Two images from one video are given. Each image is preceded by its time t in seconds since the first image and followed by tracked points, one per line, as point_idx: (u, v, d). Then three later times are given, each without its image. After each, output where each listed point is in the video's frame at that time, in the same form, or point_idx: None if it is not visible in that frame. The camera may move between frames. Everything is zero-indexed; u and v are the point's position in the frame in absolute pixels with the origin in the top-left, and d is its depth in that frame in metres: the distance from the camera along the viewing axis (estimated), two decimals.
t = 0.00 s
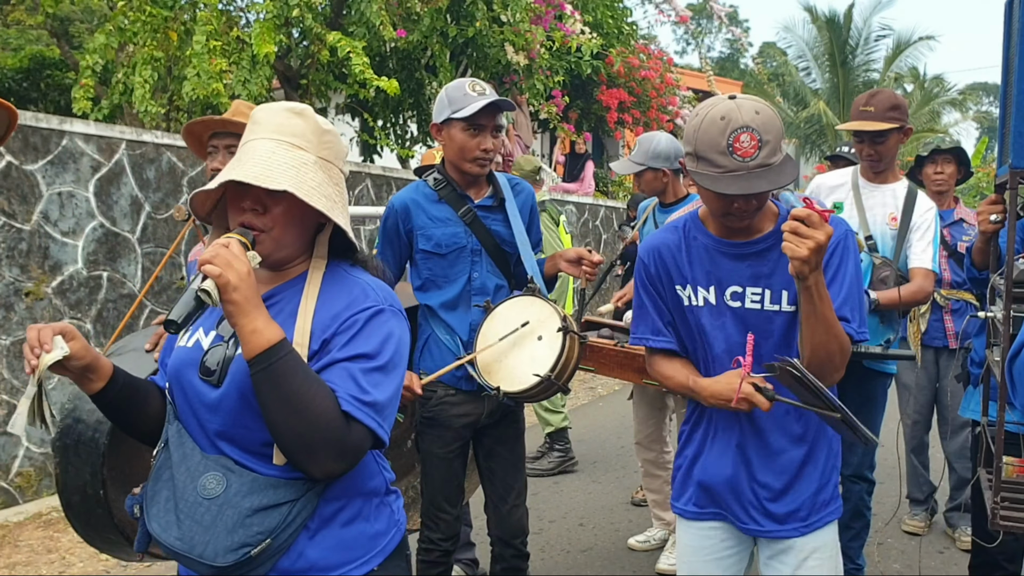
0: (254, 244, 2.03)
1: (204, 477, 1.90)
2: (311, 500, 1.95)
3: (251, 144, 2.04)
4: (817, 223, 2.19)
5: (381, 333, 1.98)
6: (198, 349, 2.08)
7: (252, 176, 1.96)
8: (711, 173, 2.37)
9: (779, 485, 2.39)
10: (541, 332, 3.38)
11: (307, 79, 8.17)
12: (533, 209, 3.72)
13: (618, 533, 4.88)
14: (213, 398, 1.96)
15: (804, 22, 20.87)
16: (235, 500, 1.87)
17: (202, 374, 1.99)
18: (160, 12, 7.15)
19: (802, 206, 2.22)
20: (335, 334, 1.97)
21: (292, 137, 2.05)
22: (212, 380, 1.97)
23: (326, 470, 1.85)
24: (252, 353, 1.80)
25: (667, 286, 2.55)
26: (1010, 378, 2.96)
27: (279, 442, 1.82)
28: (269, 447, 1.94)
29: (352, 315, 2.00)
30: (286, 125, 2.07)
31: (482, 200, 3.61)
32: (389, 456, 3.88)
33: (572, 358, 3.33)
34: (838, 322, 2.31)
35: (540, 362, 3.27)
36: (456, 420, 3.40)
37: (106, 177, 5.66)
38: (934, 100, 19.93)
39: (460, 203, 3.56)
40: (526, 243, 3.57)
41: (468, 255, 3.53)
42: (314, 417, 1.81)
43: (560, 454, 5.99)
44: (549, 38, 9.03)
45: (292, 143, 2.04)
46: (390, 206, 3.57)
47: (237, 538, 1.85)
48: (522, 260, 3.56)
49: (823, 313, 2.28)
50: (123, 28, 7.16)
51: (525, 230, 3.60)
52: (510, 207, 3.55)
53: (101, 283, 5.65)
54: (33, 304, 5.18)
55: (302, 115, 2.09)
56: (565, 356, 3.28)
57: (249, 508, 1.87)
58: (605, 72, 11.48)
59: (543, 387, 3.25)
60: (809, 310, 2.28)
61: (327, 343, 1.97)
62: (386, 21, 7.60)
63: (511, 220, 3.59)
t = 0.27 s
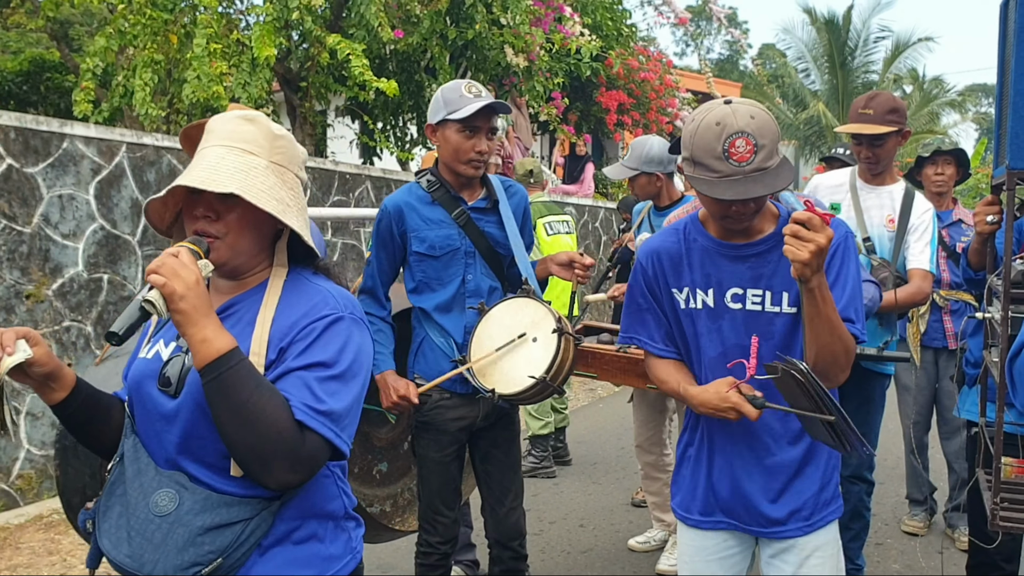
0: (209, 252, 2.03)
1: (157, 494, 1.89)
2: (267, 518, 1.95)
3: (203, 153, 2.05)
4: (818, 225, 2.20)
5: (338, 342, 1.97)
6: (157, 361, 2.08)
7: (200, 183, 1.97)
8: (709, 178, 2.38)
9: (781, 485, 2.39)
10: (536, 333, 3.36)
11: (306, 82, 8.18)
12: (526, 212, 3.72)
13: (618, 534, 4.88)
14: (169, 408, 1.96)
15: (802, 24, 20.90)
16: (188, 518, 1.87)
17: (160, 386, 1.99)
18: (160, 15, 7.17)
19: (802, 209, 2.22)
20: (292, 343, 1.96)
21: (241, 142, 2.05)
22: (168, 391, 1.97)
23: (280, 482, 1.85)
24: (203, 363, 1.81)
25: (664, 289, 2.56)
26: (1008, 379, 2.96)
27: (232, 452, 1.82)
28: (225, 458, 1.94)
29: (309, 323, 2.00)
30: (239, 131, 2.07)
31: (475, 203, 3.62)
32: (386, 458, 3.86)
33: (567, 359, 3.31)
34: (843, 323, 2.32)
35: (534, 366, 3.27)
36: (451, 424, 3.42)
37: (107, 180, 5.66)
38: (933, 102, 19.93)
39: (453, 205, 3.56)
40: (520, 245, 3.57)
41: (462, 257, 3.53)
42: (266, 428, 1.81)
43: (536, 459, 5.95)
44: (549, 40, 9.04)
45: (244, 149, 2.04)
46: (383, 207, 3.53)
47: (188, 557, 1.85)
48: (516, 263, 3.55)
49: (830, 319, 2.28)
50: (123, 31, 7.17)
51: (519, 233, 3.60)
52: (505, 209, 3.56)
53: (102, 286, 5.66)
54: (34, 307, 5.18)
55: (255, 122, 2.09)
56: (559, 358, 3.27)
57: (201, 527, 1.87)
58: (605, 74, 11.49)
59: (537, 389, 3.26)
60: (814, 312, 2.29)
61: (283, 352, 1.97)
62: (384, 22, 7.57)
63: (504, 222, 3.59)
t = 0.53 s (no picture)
0: (177, 241, 2.01)
1: (111, 506, 1.84)
2: (229, 530, 1.89)
3: (169, 142, 2.05)
4: (810, 233, 2.20)
5: (298, 329, 1.93)
6: (117, 362, 2.06)
7: (166, 167, 1.96)
8: (708, 173, 2.36)
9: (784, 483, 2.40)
10: (529, 334, 3.34)
11: (307, 83, 8.19)
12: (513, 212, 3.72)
13: (620, 533, 4.88)
14: (127, 410, 1.93)
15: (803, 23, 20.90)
16: (142, 530, 1.81)
17: (118, 387, 1.96)
18: (161, 17, 7.19)
19: (794, 217, 2.22)
20: (250, 331, 1.92)
21: (207, 131, 2.05)
22: (127, 392, 1.95)
23: (235, 472, 1.79)
24: (158, 343, 1.78)
25: (658, 298, 2.59)
26: (1008, 379, 2.95)
27: (188, 443, 1.77)
28: (185, 460, 1.89)
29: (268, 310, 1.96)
30: (204, 120, 2.08)
31: (464, 202, 3.61)
32: (386, 459, 3.87)
33: (561, 359, 3.30)
34: (838, 325, 2.31)
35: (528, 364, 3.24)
36: (445, 426, 3.42)
37: (108, 183, 5.67)
38: (934, 101, 19.91)
39: (443, 204, 3.57)
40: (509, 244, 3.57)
41: (451, 257, 3.53)
42: (222, 416, 1.75)
43: (539, 461, 5.95)
44: (549, 41, 9.05)
45: (209, 136, 2.05)
46: (370, 208, 3.55)
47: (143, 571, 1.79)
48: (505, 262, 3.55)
49: (823, 320, 2.28)
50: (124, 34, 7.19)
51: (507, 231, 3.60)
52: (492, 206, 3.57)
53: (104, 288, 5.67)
54: (36, 310, 5.19)
55: (220, 111, 2.10)
56: (553, 359, 3.24)
57: (155, 539, 1.81)
58: (606, 75, 11.50)
59: (532, 390, 3.24)
60: (809, 317, 2.28)
61: (242, 341, 1.93)
62: (384, 24, 7.58)
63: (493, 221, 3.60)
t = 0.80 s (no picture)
0: (155, 257, 2.00)
1: (77, 528, 1.82)
2: (203, 551, 1.86)
3: (149, 151, 2.04)
4: (791, 223, 2.21)
5: (286, 353, 1.90)
6: (86, 382, 2.04)
7: (146, 175, 1.95)
8: (698, 176, 2.37)
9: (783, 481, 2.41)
10: (521, 339, 3.36)
11: (308, 86, 8.19)
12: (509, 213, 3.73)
13: (622, 535, 4.88)
14: (97, 435, 1.91)
15: (803, 24, 20.90)
16: (108, 553, 1.78)
17: (88, 412, 1.95)
18: (162, 20, 7.21)
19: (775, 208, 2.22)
20: (233, 356, 1.89)
21: (189, 140, 2.05)
22: (96, 416, 1.94)
23: (224, 507, 1.75)
24: (137, 369, 1.75)
25: (659, 302, 2.54)
26: (1008, 379, 2.95)
27: (168, 472, 1.74)
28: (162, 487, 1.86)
29: (253, 332, 1.93)
30: (186, 129, 2.08)
31: (461, 203, 3.62)
32: (389, 460, 3.91)
33: (551, 364, 3.33)
34: (821, 319, 2.31)
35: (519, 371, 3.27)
36: (439, 429, 3.42)
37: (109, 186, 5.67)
38: (934, 101, 19.89)
39: (439, 204, 3.57)
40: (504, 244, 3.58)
41: (447, 258, 3.52)
42: (204, 443, 1.72)
43: (540, 462, 5.95)
44: (549, 43, 9.07)
45: (191, 146, 2.04)
46: (367, 208, 3.52)
47: None
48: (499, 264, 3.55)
49: (806, 314, 2.28)
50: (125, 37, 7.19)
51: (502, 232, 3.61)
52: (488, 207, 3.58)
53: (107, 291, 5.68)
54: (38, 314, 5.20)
55: (203, 120, 2.09)
56: (543, 364, 3.27)
57: (123, 562, 1.77)
58: (606, 77, 11.50)
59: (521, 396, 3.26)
60: (794, 311, 2.28)
61: (225, 365, 1.90)
62: (385, 26, 7.59)
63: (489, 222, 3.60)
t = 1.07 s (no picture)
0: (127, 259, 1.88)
1: (54, 539, 1.71)
2: (185, 559, 1.77)
3: (122, 143, 1.91)
4: (777, 227, 2.19)
5: (265, 360, 1.80)
6: (51, 390, 1.93)
7: (125, 167, 1.83)
8: (682, 165, 2.36)
9: (779, 480, 2.40)
10: (526, 332, 3.38)
11: (313, 87, 8.21)
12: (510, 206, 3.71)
13: (628, 534, 4.88)
14: (65, 443, 1.79)
15: (807, 23, 20.89)
16: (88, 564, 1.69)
17: (55, 420, 1.83)
18: (168, 22, 7.22)
19: (760, 212, 2.20)
20: (209, 364, 1.78)
21: (167, 134, 1.93)
22: (64, 425, 1.81)
23: (199, 519, 1.65)
24: (110, 381, 1.64)
25: (649, 297, 2.57)
26: (1016, 376, 2.93)
27: (142, 485, 1.64)
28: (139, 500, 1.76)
29: (231, 339, 1.82)
30: (163, 121, 1.95)
31: (460, 196, 3.62)
32: (396, 463, 3.91)
33: (557, 358, 3.34)
34: (820, 316, 2.30)
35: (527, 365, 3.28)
36: (446, 427, 3.41)
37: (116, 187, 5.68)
38: (938, 100, 19.89)
39: (437, 198, 3.57)
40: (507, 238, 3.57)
41: (446, 252, 3.52)
42: (177, 455, 1.62)
43: (546, 462, 5.95)
44: (554, 43, 9.07)
45: (169, 140, 1.92)
46: (366, 204, 3.57)
47: None
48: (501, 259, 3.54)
49: (803, 314, 2.27)
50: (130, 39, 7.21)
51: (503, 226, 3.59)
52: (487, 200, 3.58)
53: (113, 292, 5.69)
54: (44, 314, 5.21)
55: (182, 114, 1.98)
56: (551, 357, 3.28)
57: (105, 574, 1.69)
58: (610, 77, 11.50)
59: (529, 389, 3.27)
60: (789, 312, 2.27)
61: (201, 372, 1.78)
62: (390, 27, 7.60)
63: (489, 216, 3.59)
